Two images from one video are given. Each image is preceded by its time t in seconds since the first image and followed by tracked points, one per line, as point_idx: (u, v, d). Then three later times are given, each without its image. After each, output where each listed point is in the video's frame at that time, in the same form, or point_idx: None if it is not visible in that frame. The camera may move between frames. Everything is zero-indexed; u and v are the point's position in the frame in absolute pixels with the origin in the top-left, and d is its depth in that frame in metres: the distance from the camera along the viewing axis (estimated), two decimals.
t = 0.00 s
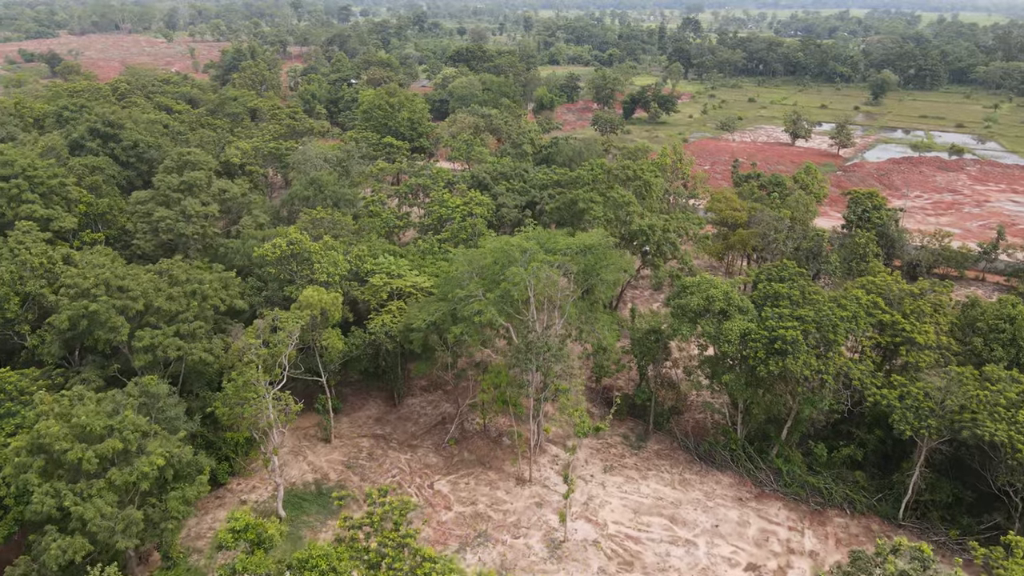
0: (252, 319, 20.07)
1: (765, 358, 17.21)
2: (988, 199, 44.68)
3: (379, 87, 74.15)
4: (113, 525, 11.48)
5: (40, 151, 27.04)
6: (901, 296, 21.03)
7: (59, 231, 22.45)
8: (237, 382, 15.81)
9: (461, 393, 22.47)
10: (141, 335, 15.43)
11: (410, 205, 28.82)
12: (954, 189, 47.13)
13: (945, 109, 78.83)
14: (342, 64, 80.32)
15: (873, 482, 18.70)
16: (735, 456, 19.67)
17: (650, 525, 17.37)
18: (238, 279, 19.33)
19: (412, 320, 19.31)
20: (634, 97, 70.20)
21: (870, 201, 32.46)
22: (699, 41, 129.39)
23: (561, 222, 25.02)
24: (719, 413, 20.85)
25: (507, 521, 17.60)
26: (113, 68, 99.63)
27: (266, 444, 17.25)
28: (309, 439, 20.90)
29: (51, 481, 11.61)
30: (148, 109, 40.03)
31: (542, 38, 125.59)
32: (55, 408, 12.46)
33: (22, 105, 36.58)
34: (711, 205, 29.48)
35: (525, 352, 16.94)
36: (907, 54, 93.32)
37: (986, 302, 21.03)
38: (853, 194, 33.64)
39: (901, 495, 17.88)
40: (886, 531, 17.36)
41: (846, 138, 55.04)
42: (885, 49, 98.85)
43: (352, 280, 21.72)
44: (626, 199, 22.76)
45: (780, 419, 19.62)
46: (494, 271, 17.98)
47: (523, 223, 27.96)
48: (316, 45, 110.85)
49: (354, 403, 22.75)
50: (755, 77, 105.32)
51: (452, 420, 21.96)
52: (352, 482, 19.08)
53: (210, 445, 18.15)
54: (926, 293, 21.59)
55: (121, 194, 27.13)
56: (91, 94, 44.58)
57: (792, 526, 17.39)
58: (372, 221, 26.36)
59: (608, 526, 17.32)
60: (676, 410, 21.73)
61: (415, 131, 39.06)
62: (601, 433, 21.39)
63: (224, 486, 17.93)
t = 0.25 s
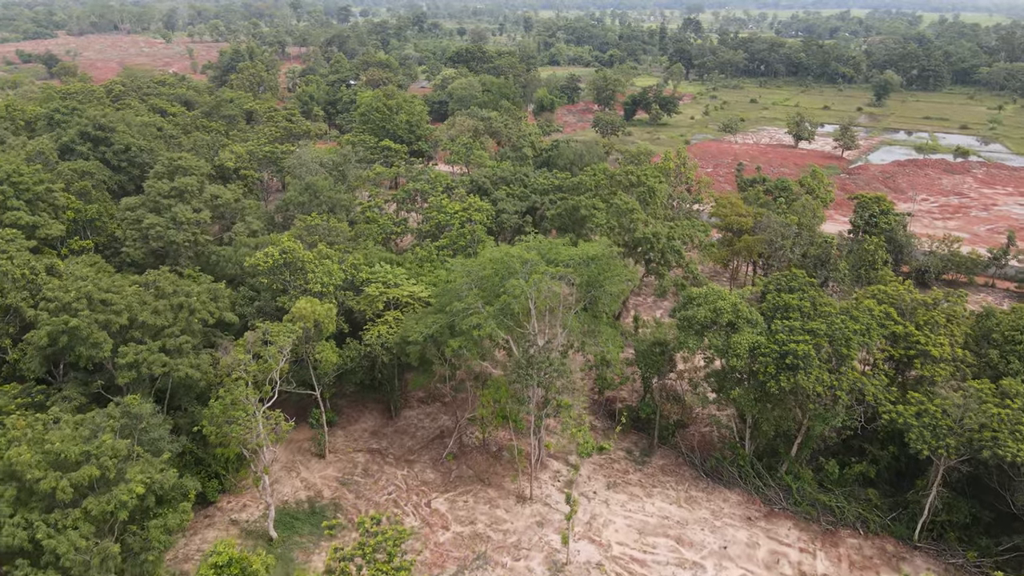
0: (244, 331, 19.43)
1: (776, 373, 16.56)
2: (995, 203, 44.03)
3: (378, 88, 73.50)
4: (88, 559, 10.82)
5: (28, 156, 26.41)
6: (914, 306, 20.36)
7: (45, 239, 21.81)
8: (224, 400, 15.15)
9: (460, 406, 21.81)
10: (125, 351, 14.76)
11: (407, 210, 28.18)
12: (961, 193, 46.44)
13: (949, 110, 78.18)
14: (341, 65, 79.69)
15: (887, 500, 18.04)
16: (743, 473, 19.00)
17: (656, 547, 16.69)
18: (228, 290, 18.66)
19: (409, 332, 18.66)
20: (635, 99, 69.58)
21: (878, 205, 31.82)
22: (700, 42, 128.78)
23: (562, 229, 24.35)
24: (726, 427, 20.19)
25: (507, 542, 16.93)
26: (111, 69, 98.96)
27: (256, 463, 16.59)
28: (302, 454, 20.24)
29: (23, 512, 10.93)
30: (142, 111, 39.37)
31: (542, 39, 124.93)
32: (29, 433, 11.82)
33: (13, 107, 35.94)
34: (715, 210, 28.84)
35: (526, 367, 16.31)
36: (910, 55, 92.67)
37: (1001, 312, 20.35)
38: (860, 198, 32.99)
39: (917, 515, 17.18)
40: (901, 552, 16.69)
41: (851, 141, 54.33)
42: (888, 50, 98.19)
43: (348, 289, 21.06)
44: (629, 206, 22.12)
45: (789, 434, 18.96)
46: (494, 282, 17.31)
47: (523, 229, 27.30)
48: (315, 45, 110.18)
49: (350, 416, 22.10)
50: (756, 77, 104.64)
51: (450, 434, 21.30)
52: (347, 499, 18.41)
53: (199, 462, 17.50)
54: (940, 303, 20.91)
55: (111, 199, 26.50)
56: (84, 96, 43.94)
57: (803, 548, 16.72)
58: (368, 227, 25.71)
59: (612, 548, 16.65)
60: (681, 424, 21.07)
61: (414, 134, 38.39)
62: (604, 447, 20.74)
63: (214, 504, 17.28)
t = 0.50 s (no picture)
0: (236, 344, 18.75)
1: (789, 391, 15.87)
2: (1003, 206, 43.37)
3: (377, 90, 72.86)
4: None
5: (16, 161, 25.76)
6: (928, 317, 19.67)
7: (31, 247, 21.15)
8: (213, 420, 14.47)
9: (459, 420, 21.16)
10: (108, 369, 14.06)
11: (405, 217, 27.53)
12: (968, 196, 45.75)
13: (953, 112, 77.53)
14: (340, 66, 79.05)
15: (902, 520, 17.38)
16: (752, 491, 18.31)
17: (664, 571, 15.98)
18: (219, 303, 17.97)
19: (407, 346, 17.98)
20: (637, 100, 68.94)
21: (887, 211, 31.16)
22: (701, 42, 128.20)
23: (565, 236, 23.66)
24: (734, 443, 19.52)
25: (508, 566, 16.22)
26: (108, 70, 98.30)
27: (247, 483, 15.90)
28: (296, 470, 19.56)
29: None
30: (136, 114, 38.73)
31: (542, 40, 124.33)
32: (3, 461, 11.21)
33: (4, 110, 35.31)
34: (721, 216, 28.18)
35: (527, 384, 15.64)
36: (913, 56, 92.03)
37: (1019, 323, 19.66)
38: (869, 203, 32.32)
39: (935, 537, 16.49)
40: None
41: (855, 143, 53.58)
42: (890, 51, 97.57)
43: (344, 300, 20.38)
44: (634, 213, 21.46)
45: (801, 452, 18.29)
46: (494, 295, 16.62)
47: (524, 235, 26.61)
48: (314, 46, 109.60)
49: (346, 430, 21.44)
50: (758, 78, 103.99)
51: (449, 449, 20.64)
52: (342, 519, 17.72)
53: (188, 480, 16.80)
54: (955, 314, 20.22)
55: (101, 205, 25.85)
56: (78, 98, 43.23)
57: (817, 572, 16.01)
58: (365, 234, 25.03)
59: (618, 571, 15.94)
60: (688, 439, 20.38)
61: (412, 138, 37.73)
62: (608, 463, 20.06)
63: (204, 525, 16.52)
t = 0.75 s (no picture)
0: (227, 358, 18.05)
1: (803, 410, 15.17)
2: (1012, 210, 42.70)
3: (376, 91, 72.17)
4: None
5: (4, 166, 25.10)
6: (945, 328, 18.94)
7: (16, 257, 20.46)
8: (200, 442, 13.78)
9: (459, 435, 20.48)
10: (89, 390, 13.37)
11: (404, 223, 26.83)
12: (975, 199, 45.07)
13: (957, 113, 76.85)
14: (339, 67, 78.42)
15: (920, 542, 16.71)
16: (764, 510, 17.57)
17: None
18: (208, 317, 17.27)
19: (404, 360, 17.30)
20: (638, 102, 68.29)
21: (897, 216, 30.46)
22: (702, 43, 127.56)
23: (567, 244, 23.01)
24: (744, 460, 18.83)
25: None
26: (105, 71, 97.64)
27: (236, 506, 15.18)
28: (290, 488, 18.85)
29: None
30: (130, 117, 38.04)
31: (542, 40, 123.68)
32: None
33: None
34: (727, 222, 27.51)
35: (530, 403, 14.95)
36: (916, 56, 91.37)
37: None
38: (878, 208, 31.62)
39: (955, 560, 15.75)
40: None
41: (860, 145, 52.95)
42: (893, 51, 96.88)
43: (339, 311, 19.69)
44: (639, 221, 20.78)
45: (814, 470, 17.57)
46: (495, 309, 15.93)
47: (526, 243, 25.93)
48: (313, 47, 108.92)
49: (342, 445, 20.74)
50: (760, 79, 103.33)
51: (449, 465, 19.94)
52: (338, 541, 17.00)
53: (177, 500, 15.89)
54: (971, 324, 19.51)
55: (91, 212, 25.19)
56: (72, 100, 42.57)
57: None
58: (362, 242, 24.34)
59: None
60: (696, 456, 19.66)
61: (411, 141, 37.04)
62: (613, 480, 19.34)
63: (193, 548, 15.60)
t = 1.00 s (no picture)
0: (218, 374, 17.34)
1: (821, 431, 14.42)
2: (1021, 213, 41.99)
3: (375, 92, 71.47)
4: None
5: None
6: (964, 341, 18.20)
7: None
8: (185, 467, 13.04)
9: (459, 451, 19.77)
10: (68, 412, 12.65)
11: (403, 229, 26.12)
12: (983, 203, 44.37)
13: (962, 114, 76.16)
14: (338, 68, 77.73)
15: (940, 566, 16.01)
16: (777, 532, 16.85)
17: None
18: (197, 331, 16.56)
19: (402, 376, 16.57)
20: (640, 103, 67.61)
21: (907, 221, 29.74)
22: (704, 43, 126.80)
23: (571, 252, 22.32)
24: (756, 479, 18.09)
25: None
26: (103, 73, 96.98)
27: (224, 532, 14.43)
28: (283, 508, 18.15)
29: None
30: (123, 120, 37.35)
31: (543, 40, 122.90)
32: None
33: None
34: (735, 228, 26.80)
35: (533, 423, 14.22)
36: (919, 57, 90.67)
37: None
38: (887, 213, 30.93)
39: None
40: None
41: (865, 147, 52.34)
42: (896, 52, 96.20)
43: (334, 323, 18.98)
44: (645, 229, 20.10)
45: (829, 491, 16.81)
46: (497, 323, 15.17)
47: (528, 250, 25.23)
48: (312, 47, 108.22)
49: (338, 461, 20.06)
50: (762, 80, 102.67)
51: (448, 483, 19.23)
52: (332, 566, 16.28)
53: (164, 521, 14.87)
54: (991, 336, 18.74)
55: (80, 219, 24.51)
56: (65, 102, 41.87)
57: None
58: (359, 250, 23.63)
59: None
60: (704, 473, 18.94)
61: (411, 144, 36.35)
62: (619, 499, 18.61)
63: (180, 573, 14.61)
